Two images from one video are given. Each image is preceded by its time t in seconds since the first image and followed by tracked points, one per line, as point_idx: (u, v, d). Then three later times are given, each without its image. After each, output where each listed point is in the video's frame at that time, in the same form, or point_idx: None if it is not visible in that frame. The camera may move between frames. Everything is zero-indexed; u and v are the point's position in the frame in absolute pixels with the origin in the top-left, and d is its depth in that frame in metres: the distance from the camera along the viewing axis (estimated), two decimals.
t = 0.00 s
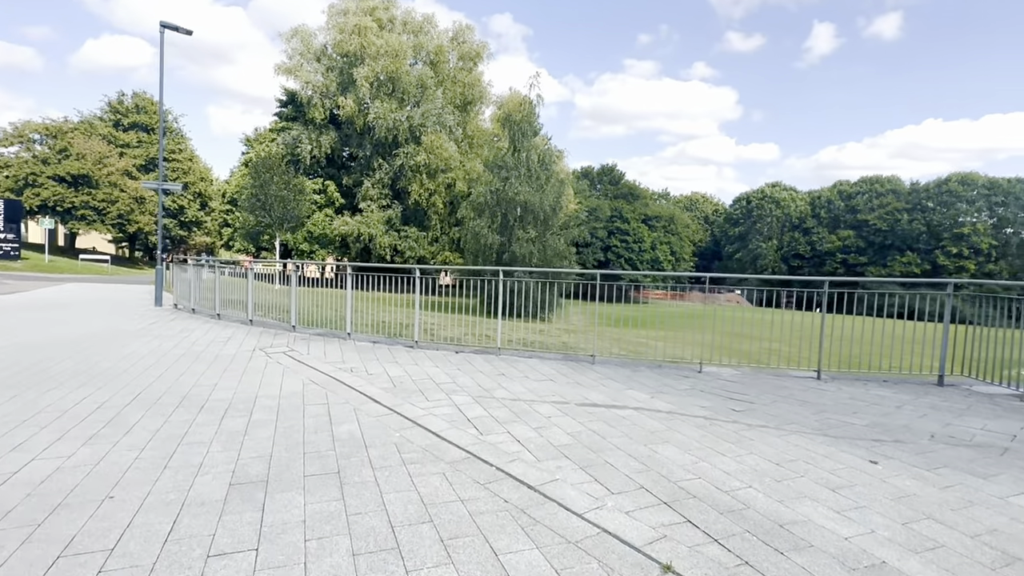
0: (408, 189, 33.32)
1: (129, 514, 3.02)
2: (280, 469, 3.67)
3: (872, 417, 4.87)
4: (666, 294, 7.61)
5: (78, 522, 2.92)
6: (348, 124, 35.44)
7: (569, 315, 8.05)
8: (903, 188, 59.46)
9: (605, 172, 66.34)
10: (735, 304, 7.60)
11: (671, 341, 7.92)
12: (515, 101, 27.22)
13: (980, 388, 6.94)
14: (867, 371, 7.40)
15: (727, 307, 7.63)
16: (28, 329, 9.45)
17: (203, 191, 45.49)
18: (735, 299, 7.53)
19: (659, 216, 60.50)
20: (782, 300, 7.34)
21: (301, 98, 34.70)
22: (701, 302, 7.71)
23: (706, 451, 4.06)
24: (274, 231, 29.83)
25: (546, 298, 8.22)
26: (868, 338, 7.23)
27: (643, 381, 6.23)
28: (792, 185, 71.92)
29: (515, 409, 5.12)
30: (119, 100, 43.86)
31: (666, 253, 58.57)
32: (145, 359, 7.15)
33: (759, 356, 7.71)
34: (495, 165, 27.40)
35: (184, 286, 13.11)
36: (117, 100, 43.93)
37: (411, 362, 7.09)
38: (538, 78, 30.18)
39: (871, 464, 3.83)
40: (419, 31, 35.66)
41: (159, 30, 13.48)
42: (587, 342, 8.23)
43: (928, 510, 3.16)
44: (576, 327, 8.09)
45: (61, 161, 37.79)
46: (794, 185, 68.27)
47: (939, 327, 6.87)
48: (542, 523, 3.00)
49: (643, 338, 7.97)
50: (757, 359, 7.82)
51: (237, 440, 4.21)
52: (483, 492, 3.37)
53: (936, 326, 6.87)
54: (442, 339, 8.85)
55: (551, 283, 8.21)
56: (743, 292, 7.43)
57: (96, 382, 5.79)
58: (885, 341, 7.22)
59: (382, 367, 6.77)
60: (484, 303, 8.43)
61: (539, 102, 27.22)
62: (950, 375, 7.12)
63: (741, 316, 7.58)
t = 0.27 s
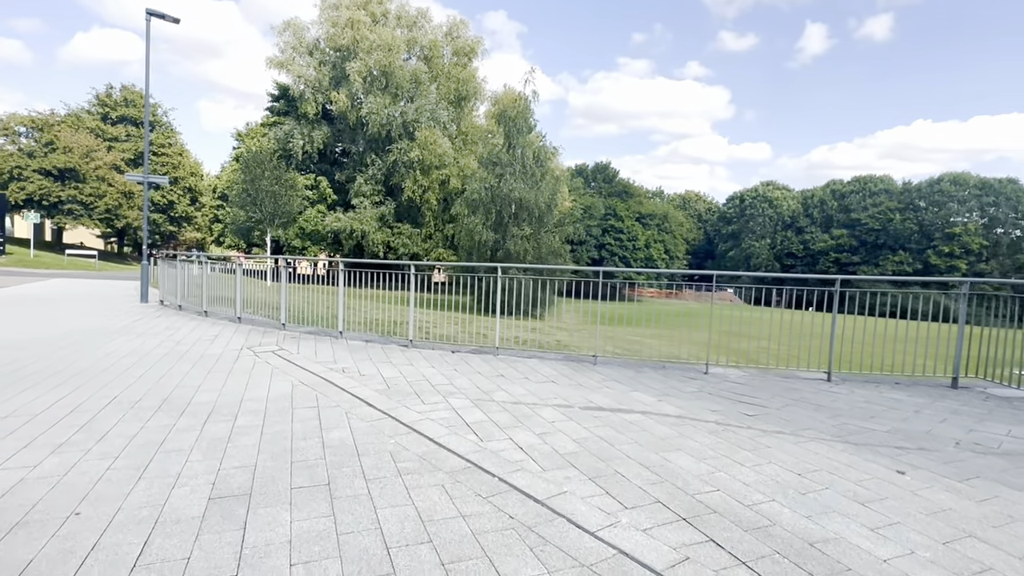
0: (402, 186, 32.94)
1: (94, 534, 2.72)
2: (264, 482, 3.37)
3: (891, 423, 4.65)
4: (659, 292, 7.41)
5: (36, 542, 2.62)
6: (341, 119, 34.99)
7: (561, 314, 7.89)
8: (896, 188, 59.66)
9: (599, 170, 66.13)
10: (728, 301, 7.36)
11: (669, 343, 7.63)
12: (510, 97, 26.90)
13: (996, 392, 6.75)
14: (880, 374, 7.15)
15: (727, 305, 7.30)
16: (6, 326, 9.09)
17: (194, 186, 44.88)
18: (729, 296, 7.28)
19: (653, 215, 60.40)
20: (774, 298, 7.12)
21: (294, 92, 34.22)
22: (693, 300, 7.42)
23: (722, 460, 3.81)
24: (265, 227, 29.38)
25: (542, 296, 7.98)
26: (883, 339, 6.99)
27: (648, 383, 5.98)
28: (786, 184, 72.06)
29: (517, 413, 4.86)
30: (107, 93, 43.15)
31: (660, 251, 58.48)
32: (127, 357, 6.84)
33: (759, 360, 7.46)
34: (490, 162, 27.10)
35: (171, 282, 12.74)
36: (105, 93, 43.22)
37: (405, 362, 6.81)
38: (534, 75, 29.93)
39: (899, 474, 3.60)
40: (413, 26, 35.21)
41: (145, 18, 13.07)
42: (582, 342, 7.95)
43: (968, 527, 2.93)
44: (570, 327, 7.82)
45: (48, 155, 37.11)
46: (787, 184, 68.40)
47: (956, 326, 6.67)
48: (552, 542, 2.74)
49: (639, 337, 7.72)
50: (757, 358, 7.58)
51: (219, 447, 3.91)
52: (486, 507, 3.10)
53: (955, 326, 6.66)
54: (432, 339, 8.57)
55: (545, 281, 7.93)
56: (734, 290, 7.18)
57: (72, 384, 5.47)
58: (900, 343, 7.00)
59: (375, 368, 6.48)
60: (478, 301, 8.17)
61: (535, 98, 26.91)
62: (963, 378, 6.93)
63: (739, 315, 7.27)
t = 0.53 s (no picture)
0: (396, 182, 32.57)
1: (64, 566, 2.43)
2: (256, 502, 3.10)
3: (917, 432, 4.44)
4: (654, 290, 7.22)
5: None
6: (334, 114, 34.54)
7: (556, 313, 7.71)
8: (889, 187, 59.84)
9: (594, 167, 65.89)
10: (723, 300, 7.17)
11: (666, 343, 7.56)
12: (505, 93, 26.59)
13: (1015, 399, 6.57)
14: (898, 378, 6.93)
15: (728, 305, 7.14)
16: None
17: (184, 181, 44.27)
18: (724, 295, 7.13)
19: (648, 212, 60.31)
20: (769, 296, 6.99)
21: (286, 87, 33.74)
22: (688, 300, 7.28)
23: (747, 475, 3.58)
24: (257, 223, 28.93)
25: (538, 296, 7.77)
26: (900, 341, 6.80)
27: (657, 388, 5.74)
28: (780, 182, 72.16)
29: (523, 422, 4.61)
30: (95, 85, 42.43)
31: (655, 249, 58.40)
32: (113, 359, 6.55)
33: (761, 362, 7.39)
34: (486, 158, 26.82)
35: (159, 279, 12.38)
36: (94, 85, 42.49)
37: (403, 365, 6.55)
38: (530, 71, 29.65)
39: (936, 491, 3.38)
40: (407, 20, 34.76)
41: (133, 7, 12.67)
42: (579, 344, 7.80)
43: (1021, 552, 2.71)
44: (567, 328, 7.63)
45: (35, 148, 36.44)
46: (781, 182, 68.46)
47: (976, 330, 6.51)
48: (574, 572, 2.49)
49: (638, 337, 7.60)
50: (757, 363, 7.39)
51: (206, 462, 3.63)
52: (499, 531, 2.84)
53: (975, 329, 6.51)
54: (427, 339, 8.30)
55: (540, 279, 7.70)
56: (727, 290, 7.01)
57: (51, 389, 5.15)
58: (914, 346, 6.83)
59: (373, 371, 6.21)
60: (474, 300, 7.90)
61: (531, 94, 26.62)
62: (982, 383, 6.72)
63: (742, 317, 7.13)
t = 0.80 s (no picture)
0: (390, 178, 32.22)
1: None
2: (256, 518, 2.85)
3: (947, 439, 4.25)
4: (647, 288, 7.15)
5: None
6: (327, 109, 34.11)
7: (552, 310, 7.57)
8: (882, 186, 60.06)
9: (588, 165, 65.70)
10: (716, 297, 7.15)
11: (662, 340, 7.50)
12: (501, 88, 26.31)
13: None
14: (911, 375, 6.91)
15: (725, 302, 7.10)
16: None
17: (175, 177, 43.68)
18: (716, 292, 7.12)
19: (642, 210, 60.22)
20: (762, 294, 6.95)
21: (279, 81, 33.26)
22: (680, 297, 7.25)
23: (780, 486, 3.37)
24: (249, 220, 28.49)
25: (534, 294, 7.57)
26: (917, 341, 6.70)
27: (671, 391, 5.53)
28: (773, 181, 72.30)
29: (535, 427, 4.38)
30: (84, 79, 41.73)
31: (649, 247, 58.33)
32: (102, 360, 6.27)
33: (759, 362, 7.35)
34: (481, 155, 26.55)
35: (149, 276, 12.04)
36: (82, 78, 41.78)
37: (406, 366, 6.30)
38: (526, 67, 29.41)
39: (983, 504, 3.18)
40: (401, 14, 34.34)
41: None
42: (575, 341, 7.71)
43: None
44: (564, 327, 7.48)
45: (21, 142, 35.78)
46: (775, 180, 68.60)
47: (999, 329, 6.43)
48: None
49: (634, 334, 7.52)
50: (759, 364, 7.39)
51: (202, 474, 3.37)
52: (524, 552, 2.61)
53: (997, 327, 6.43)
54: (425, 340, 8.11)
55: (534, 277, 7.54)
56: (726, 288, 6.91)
57: (34, 392, 4.87)
58: (930, 347, 6.75)
59: (373, 372, 5.97)
60: (469, 298, 7.74)
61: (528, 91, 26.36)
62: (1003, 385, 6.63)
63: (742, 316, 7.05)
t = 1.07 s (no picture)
0: (384, 175, 31.87)
1: None
2: (262, 547, 2.63)
3: (981, 450, 4.09)
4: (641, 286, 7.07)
5: None
6: (321, 106, 33.70)
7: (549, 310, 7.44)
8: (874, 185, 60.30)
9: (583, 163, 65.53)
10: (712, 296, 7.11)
11: (661, 341, 7.47)
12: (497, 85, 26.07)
13: None
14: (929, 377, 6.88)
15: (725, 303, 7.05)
16: None
17: (165, 173, 43.10)
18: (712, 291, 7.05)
19: (636, 209, 60.15)
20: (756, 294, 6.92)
21: (271, 77, 32.82)
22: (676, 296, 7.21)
23: (819, 505, 3.18)
24: (241, 217, 28.07)
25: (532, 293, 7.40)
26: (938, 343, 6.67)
27: (687, 398, 5.32)
28: (766, 180, 72.44)
29: (551, 438, 4.17)
30: (72, 74, 41.06)
31: (644, 246, 58.25)
32: (93, 365, 6.01)
33: (758, 363, 7.41)
34: (477, 153, 26.30)
35: (140, 276, 11.71)
36: (70, 73, 41.11)
37: (410, 371, 6.08)
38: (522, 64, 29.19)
39: None
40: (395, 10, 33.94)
41: None
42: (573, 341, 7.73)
43: None
44: (563, 327, 7.45)
45: (8, 138, 35.16)
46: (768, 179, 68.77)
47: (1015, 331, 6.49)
48: None
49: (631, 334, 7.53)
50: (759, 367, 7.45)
51: (200, 495, 3.13)
52: None
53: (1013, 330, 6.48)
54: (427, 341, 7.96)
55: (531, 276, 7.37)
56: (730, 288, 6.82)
57: (18, 402, 4.60)
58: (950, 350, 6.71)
59: (376, 378, 5.73)
60: (468, 297, 7.61)
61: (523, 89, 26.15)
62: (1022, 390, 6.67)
63: (741, 318, 7.05)
